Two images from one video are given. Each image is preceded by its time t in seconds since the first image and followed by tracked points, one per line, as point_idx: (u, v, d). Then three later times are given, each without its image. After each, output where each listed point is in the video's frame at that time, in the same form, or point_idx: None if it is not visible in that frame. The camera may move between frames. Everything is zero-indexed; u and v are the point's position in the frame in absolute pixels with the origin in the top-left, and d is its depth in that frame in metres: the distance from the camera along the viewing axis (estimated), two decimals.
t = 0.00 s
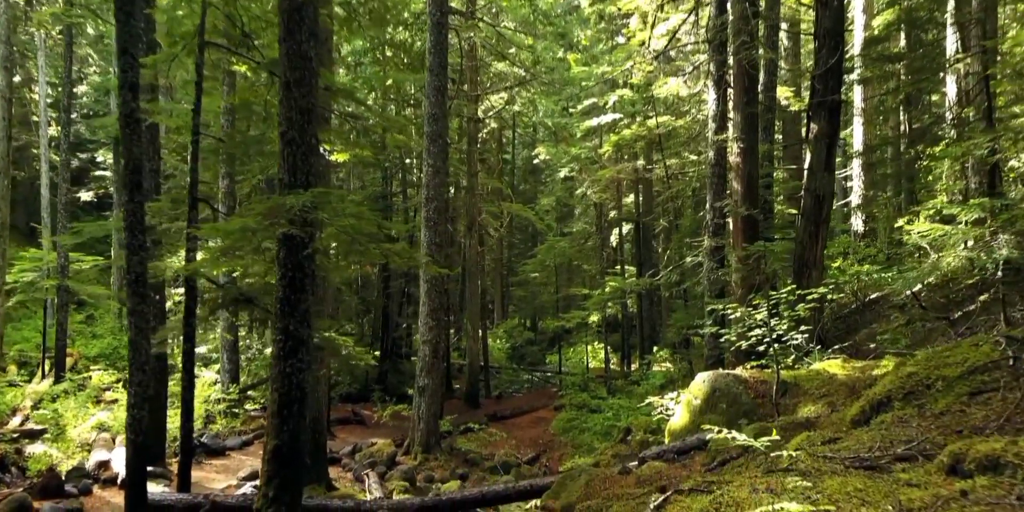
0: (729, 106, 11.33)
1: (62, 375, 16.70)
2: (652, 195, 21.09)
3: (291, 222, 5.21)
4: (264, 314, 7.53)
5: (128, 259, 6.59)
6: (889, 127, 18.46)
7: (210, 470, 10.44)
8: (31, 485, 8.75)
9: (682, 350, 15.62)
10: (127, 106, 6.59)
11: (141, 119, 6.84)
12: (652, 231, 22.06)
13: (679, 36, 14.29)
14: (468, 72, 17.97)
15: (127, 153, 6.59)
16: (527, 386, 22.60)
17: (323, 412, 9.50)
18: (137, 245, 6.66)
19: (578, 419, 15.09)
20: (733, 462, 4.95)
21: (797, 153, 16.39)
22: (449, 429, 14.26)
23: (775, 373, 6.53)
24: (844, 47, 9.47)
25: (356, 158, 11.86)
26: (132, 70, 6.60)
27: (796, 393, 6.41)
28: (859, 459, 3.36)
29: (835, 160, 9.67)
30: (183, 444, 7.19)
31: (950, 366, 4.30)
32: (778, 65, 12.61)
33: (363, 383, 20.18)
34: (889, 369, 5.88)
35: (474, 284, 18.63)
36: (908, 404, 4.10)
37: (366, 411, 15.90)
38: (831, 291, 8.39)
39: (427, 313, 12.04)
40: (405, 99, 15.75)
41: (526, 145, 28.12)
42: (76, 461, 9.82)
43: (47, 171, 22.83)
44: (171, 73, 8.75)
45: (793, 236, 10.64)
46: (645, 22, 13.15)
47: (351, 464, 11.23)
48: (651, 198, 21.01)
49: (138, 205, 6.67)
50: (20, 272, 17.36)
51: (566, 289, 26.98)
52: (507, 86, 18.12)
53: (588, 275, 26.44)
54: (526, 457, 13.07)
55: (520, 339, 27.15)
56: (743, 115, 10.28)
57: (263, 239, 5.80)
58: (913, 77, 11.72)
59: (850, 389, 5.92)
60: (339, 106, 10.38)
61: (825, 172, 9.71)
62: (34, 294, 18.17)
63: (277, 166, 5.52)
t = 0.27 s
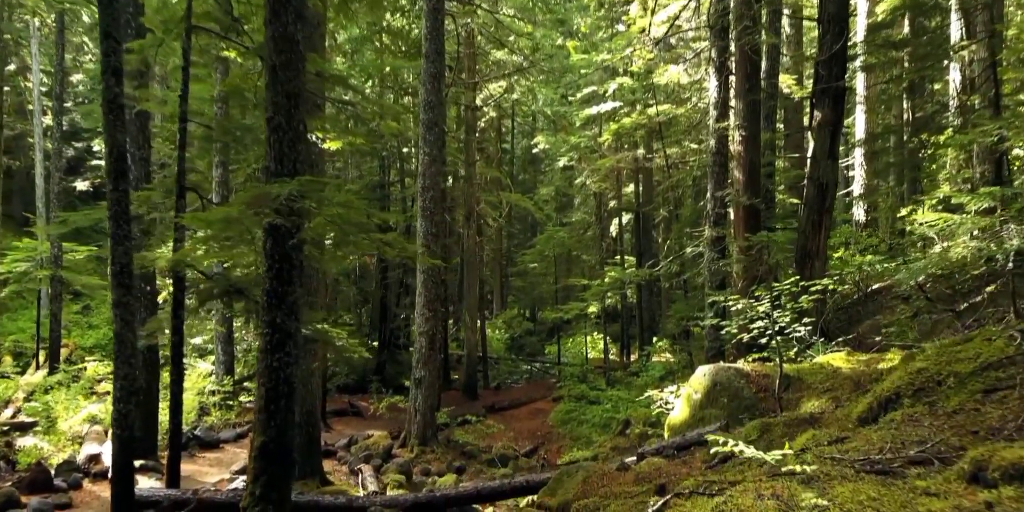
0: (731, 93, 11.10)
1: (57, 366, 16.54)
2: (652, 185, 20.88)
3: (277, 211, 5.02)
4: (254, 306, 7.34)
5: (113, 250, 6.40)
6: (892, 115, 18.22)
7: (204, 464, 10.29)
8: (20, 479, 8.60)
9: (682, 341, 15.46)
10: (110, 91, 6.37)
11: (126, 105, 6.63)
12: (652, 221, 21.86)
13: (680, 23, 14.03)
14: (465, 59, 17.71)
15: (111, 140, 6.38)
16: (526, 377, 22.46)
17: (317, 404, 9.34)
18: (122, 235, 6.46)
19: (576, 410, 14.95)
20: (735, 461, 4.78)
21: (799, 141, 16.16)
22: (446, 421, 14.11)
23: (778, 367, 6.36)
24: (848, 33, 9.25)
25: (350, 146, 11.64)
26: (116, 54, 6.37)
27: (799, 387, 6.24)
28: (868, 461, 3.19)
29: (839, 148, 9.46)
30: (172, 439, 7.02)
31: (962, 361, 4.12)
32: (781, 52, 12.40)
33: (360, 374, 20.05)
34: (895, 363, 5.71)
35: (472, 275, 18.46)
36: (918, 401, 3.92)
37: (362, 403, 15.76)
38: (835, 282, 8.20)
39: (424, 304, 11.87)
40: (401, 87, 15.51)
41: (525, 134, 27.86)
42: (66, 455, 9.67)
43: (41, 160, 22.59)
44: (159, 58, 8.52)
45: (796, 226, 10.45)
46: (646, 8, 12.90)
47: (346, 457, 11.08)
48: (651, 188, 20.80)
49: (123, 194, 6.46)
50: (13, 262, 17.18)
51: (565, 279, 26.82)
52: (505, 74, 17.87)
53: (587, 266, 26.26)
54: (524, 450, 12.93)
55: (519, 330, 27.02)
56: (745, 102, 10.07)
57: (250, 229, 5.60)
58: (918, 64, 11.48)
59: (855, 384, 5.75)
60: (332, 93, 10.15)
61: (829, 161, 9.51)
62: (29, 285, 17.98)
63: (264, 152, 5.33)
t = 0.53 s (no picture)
0: (733, 82, 10.90)
1: (51, 359, 16.38)
2: (651, 176, 20.70)
3: (265, 202, 4.85)
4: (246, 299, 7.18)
5: (99, 242, 6.21)
6: (895, 105, 18.03)
7: (198, 458, 10.15)
8: (9, 475, 8.46)
9: (682, 333, 15.33)
10: (95, 78, 6.16)
11: (111, 93, 6.42)
12: (652, 212, 21.70)
13: (681, 11, 13.80)
14: (463, 49, 17.48)
15: (96, 129, 6.17)
16: (524, 369, 22.34)
17: (311, 399, 9.19)
18: (109, 227, 6.27)
19: (575, 403, 14.84)
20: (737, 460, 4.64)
21: (801, 132, 15.97)
22: (444, 414, 14.00)
23: (781, 362, 6.22)
24: (853, 20, 9.06)
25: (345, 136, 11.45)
26: (100, 40, 6.16)
27: (802, 382, 6.11)
28: (878, 465, 3.04)
29: (843, 138, 9.30)
30: (162, 435, 6.88)
31: (974, 358, 3.96)
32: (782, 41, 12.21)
33: (358, 366, 19.93)
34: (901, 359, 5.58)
35: (470, 267, 18.32)
36: (928, 400, 3.78)
37: (360, 396, 15.63)
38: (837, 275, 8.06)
39: (420, 297, 11.73)
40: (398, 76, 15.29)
41: (525, 124, 27.64)
42: (58, 450, 9.53)
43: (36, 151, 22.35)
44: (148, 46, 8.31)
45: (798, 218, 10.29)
46: None
47: (341, 450, 10.95)
48: (651, 179, 20.62)
49: (109, 184, 6.27)
50: (7, 254, 16.99)
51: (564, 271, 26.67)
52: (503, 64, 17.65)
53: (587, 257, 26.11)
54: (522, 443, 12.82)
55: (517, 321, 26.90)
56: (747, 91, 9.89)
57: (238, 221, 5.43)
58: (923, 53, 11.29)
59: (859, 380, 5.61)
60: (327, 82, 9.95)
61: (833, 151, 9.35)
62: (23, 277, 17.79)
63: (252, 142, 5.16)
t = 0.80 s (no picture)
0: (735, 68, 10.66)
1: (45, 350, 16.19)
2: (652, 165, 20.48)
3: (249, 193, 4.65)
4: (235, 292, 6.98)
5: (81, 234, 5.99)
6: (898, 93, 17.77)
7: (190, 452, 9.99)
8: None
9: (682, 325, 15.15)
10: (76, 63, 5.91)
11: (94, 79, 6.18)
12: (652, 202, 21.48)
13: None
14: (461, 36, 17.19)
15: (77, 116, 5.94)
16: (523, 360, 22.21)
17: (305, 392, 9.02)
18: (92, 217, 6.05)
19: (574, 395, 14.69)
20: (741, 460, 4.47)
21: (804, 121, 15.73)
22: (441, 407, 13.85)
23: (784, 356, 6.04)
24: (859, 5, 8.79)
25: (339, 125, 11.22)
26: (81, 23, 5.90)
27: (806, 378, 5.94)
28: (892, 471, 2.86)
29: (847, 126, 9.09)
30: (149, 431, 6.71)
31: (989, 355, 3.78)
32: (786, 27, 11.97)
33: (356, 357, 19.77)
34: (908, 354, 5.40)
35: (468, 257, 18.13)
36: (941, 400, 3.59)
37: (356, 387, 15.47)
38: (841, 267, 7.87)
39: (416, 288, 11.54)
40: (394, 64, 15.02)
41: (524, 113, 27.37)
42: (47, 445, 9.36)
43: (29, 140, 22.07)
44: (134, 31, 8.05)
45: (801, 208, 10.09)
46: None
47: (336, 444, 10.80)
48: (651, 168, 20.39)
49: (92, 173, 6.04)
50: None
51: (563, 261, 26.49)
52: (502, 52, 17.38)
53: (586, 248, 25.92)
54: (520, 436, 12.67)
55: (516, 312, 26.73)
56: (749, 78, 9.67)
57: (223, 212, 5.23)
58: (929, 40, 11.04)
59: (865, 376, 5.45)
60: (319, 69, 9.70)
61: (837, 139, 9.14)
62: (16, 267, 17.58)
63: (237, 129, 4.95)
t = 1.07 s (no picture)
0: (736, 57, 10.45)
1: (39, 343, 16.04)
2: (652, 156, 20.27)
3: (234, 184, 4.49)
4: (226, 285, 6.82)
5: (66, 226, 5.82)
6: (901, 82, 17.55)
7: (184, 447, 9.86)
8: None
9: (682, 317, 14.99)
10: (57, 50, 5.72)
11: (77, 67, 5.99)
12: (652, 193, 21.28)
13: None
14: (459, 25, 16.94)
15: (60, 105, 5.75)
16: (522, 352, 22.09)
17: (299, 387, 8.88)
18: (76, 210, 5.87)
19: (573, 388, 14.55)
20: (742, 461, 4.33)
21: (806, 111, 15.53)
22: (438, 400, 13.71)
23: (787, 352, 5.90)
24: None
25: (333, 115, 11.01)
26: (62, 8, 5.70)
27: (810, 374, 5.79)
28: (904, 478, 2.72)
29: (851, 116, 8.92)
30: (138, 427, 6.57)
31: (1003, 353, 3.63)
32: (788, 16, 11.77)
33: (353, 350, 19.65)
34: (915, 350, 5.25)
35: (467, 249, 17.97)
36: (954, 401, 3.44)
37: (353, 380, 15.33)
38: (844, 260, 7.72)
39: (413, 281, 11.39)
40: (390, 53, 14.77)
41: (522, 103, 27.12)
42: (38, 440, 9.23)
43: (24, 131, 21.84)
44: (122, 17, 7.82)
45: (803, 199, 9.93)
46: None
47: (332, 438, 10.68)
48: (651, 159, 20.19)
49: (76, 164, 5.86)
50: None
51: (563, 253, 26.34)
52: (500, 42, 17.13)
53: (586, 240, 25.75)
54: (518, 430, 12.55)
55: (515, 304, 26.59)
56: (751, 67, 9.48)
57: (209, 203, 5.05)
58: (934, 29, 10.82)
59: (871, 372, 5.30)
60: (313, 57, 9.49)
61: (840, 129, 8.97)
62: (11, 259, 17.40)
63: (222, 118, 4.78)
